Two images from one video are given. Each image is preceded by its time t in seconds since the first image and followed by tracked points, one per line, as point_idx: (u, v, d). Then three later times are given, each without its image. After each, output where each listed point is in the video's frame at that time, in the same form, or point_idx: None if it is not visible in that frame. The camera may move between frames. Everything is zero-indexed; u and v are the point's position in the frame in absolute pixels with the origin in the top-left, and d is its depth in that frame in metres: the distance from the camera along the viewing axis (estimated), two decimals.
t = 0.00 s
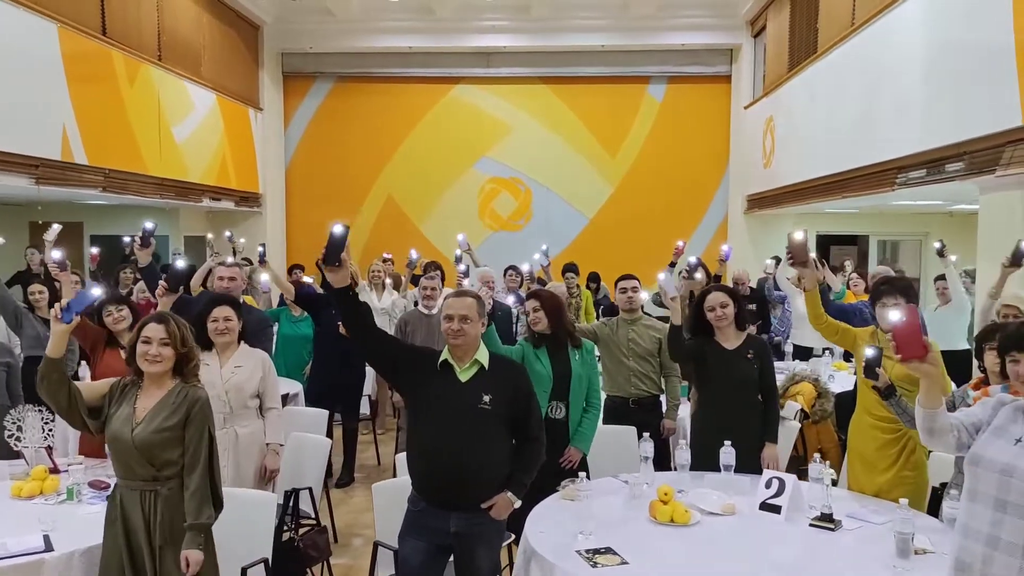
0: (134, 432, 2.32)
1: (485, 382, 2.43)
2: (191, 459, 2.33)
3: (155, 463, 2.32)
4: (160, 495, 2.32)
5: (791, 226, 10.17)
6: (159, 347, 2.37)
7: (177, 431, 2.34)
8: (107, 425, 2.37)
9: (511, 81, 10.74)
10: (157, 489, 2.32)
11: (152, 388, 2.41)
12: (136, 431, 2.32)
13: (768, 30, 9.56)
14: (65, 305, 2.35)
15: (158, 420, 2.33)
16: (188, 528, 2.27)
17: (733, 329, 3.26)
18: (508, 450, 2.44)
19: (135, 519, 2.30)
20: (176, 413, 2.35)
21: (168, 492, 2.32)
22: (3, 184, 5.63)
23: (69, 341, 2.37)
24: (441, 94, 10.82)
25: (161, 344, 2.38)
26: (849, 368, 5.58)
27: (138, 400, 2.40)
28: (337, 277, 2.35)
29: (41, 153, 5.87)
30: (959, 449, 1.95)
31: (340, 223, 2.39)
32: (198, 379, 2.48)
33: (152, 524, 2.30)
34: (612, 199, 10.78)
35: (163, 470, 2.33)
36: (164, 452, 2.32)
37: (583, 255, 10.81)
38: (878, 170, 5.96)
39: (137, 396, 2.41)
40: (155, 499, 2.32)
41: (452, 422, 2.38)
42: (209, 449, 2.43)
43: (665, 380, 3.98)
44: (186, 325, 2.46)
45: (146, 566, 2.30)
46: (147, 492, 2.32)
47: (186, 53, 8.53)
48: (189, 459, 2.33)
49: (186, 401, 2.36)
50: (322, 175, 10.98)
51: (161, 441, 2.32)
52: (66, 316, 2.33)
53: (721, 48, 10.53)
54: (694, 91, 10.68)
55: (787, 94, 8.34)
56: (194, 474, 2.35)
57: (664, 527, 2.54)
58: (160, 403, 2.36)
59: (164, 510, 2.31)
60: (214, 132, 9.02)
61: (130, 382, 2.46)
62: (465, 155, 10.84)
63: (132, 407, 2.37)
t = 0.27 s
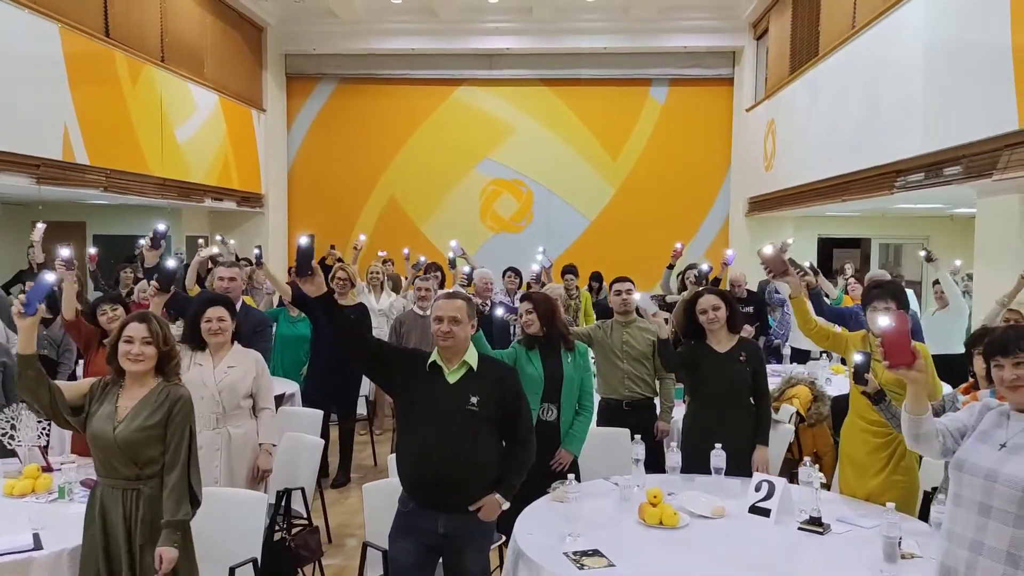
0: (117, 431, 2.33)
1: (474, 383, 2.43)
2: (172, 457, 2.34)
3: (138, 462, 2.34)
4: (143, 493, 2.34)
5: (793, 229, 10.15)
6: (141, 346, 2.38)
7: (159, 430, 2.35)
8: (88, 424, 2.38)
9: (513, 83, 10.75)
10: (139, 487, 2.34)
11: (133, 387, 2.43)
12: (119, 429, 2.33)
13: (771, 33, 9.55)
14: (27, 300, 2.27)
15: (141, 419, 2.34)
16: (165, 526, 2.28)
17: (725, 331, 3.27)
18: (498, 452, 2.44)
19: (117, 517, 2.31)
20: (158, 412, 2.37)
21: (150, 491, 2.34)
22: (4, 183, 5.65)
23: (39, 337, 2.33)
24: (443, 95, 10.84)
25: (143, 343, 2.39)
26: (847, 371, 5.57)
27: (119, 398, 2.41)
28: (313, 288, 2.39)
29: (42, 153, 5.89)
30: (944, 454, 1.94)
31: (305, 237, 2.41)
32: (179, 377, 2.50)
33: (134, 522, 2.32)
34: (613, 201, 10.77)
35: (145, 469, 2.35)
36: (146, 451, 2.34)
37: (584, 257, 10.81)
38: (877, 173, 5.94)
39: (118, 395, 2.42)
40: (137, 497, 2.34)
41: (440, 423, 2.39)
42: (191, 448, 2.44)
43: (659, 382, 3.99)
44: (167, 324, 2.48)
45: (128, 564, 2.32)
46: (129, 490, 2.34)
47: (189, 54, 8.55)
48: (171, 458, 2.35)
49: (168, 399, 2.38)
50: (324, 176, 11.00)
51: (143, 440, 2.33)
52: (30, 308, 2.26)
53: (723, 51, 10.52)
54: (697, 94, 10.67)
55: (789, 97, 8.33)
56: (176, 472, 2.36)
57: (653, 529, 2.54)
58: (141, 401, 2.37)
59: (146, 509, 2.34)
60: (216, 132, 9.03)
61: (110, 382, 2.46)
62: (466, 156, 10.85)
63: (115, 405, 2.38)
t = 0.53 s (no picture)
0: (116, 436, 2.34)
1: (474, 385, 2.43)
2: (172, 461, 2.37)
3: (138, 466, 2.35)
4: (143, 497, 2.36)
5: (806, 228, 10.10)
6: (138, 350, 2.39)
7: (158, 435, 2.38)
8: (86, 429, 2.38)
9: (523, 84, 10.75)
10: (139, 491, 2.36)
11: (131, 392, 2.43)
12: (119, 434, 2.34)
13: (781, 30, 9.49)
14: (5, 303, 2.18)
15: (140, 424, 2.36)
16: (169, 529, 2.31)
17: (733, 330, 3.24)
18: (499, 454, 2.43)
19: (117, 521, 2.32)
20: (157, 416, 2.39)
21: (150, 494, 2.36)
22: (18, 190, 5.70)
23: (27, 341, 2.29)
24: (454, 98, 10.86)
25: (140, 348, 2.40)
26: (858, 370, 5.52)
27: (117, 403, 2.42)
28: (309, 297, 2.39)
29: (55, 160, 5.94)
30: (947, 453, 1.92)
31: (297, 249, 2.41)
32: (175, 381, 2.52)
33: (135, 526, 2.33)
34: (625, 201, 10.74)
35: (144, 473, 2.37)
36: (145, 455, 2.35)
37: (596, 257, 10.80)
38: (888, 169, 5.89)
39: (116, 400, 2.43)
40: (137, 501, 2.35)
41: (441, 425, 2.39)
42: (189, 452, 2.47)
43: (668, 383, 3.97)
44: (161, 328, 2.49)
45: (128, 568, 2.33)
46: (129, 495, 2.35)
47: (201, 60, 8.60)
48: (170, 462, 2.37)
49: (166, 404, 2.41)
50: (336, 180, 11.04)
51: (143, 445, 2.35)
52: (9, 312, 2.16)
53: (734, 49, 10.48)
54: (708, 92, 10.63)
55: (800, 94, 8.28)
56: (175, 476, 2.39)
57: (657, 530, 2.52)
58: (140, 406, 2.39)
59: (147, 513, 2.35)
60: (228, 138, 9.08)
61: (106, 388, 2.47)
62: (477, 158, 10.86)
63: (113, 411, 2.39)
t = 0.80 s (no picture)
0: (99, 447, 2.33)
1: (460, 391, 2.41)
2: (157, 472, 2.37)
3: (121, 478, 2.35)
4: (126, 509, 2.35)
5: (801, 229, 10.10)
6: (116, 362, 2.40)
7: (142, 446, 2.37)
8: (66, 442, 2.37)
9: (517, 89, 10.76)
10: (123, 503, 2.35)
11: (111, 404, 2.43)
12: (101, 446, 2.33)
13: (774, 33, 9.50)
14: None
15: (123, 436, 2.35)
16: (160, 540, 2.33)
17: (728, 334, 3.25)
18: (487, 462, 2.42)
19: (99, 533, 2.31)
20: (140, 427, 2.38)
21: (134, 506, 2.35)
22: (10, 201, 5.70)
23: None
24: (448, 104, 10.86)
25: (118, 359, 2.41)
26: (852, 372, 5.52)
27: (98, 415, 2.41)
28: (297, 303, 2.36)
29: (47, 170, 5.94)
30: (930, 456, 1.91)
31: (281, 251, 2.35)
32: (156, 391, 2.52)
33: (119, 538, 2.32)
34: (621, 205, 10.75)
35: (128, 484, 2.36)
36: (129, 467, 2.35)
37: (591, 262, 10.80)
38: (880, 170, 5.88)
39: (97, 412, 2.42)
40: (120, 513, 2.34)
41: (426, 432, 2.38)
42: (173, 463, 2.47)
43: (660, 388, 3.97)
44: (139, 338, 2.50)
45: None
46: (112, 507, 2.34)
47: (194, 69, 8.60)
48: (154, 473, 2.37)
49: (149, 415, 2.40)
50: (332, 187, 11.04)
51: (126, 456, 2.34)
52: None
53: (727, 52, 10.49)
54: (702, 95, 10.64)
55: (793, 96, 8.28)
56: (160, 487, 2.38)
57: (645, 536, 2.51)
58: (123, 418, 2.39)
59: (133, 524, 2.34)
60: (222, 146, 9.08)
61: (85, 400, 2.46)
62: (471, 164, 10.86)
63: (94, 423, 2.39)
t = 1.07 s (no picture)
0: (83, 455, 2.34)
1: (448, 397, 2.41)
2: (143, 478, 2.39)
3: (106, 485, 2.36)
4: (109, 515, 2.36)
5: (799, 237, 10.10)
6: (95, 369, 2.39)
7: (128, 453, 2.39)
8: (49, 449, 2.37)
9: (516, 95, 10.78)
10: (107, 510, 2.36)
11: (92, 412, 2.42)
12: (86, 454, 2.34)
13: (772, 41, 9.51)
14: None
15: (108, 443, 2.36)
16: (152, 546, 2.37)
17: (723, 342, 3.19)
18: (471, 467, 2.41)
19: (82, 540, 2.32)
20: (125, 435, 2.39)
21: (118, 512, 2.37)
22: (4, 203, 5.71)
23: None
24: (448, 109, 10.89)
25: (97, 366, 2.39)
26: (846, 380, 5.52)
27: (79, 423, 2.41)
28: (302, 298, 2.40)
29: (42, 173, 5.95)
30: (909, 468, 1.90)
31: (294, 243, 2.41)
32: (136, 397, 2.51)
33: (103, 545, 2.33)
34: (619, 211, 10.76)
35: (112, 491, 2.37)
36: (114, 474, 2.36)
37: (590, 268, 10.80)
38: (876, 179, 5.89)
39: (78, 419, 2.42)
40: (104, 520, 2.35)
41: (412, 438, 2.38)
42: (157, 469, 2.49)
43: (654, 397, 3.96)
44: (117, 344, 2.48)
45: None
46: (95, 513, 2.35)
47: (191, 72, 8.62)
48: (140, 480, 2.39)
49: (134, 421, 2.42)
50: (331, 191, 11.06)
51: (111, 464, 2.35)
52: None
53: (726, 60, 10.51)
54: (701, 102, 10.66)
55: (790, 105, 8.30)
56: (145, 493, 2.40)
57: (629, 542, 2.51)
58: (106, 426, 2.39)
59: (118, 530, 2.36)
60: (220, 149, 9.09)
61: (66, 408, 2.45)
62: (471, 169, 10.88)
63: (76, 431, 2.38)
